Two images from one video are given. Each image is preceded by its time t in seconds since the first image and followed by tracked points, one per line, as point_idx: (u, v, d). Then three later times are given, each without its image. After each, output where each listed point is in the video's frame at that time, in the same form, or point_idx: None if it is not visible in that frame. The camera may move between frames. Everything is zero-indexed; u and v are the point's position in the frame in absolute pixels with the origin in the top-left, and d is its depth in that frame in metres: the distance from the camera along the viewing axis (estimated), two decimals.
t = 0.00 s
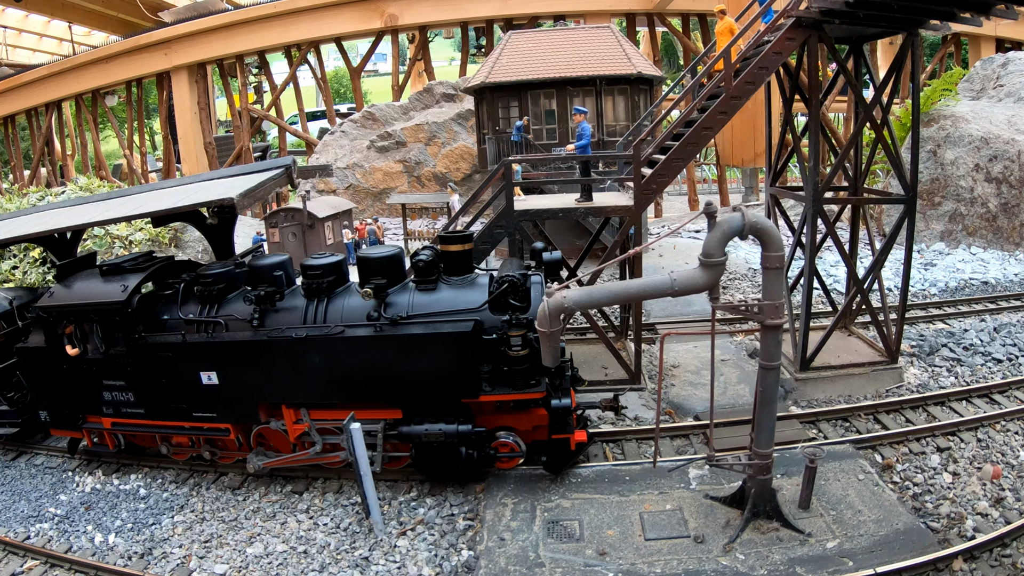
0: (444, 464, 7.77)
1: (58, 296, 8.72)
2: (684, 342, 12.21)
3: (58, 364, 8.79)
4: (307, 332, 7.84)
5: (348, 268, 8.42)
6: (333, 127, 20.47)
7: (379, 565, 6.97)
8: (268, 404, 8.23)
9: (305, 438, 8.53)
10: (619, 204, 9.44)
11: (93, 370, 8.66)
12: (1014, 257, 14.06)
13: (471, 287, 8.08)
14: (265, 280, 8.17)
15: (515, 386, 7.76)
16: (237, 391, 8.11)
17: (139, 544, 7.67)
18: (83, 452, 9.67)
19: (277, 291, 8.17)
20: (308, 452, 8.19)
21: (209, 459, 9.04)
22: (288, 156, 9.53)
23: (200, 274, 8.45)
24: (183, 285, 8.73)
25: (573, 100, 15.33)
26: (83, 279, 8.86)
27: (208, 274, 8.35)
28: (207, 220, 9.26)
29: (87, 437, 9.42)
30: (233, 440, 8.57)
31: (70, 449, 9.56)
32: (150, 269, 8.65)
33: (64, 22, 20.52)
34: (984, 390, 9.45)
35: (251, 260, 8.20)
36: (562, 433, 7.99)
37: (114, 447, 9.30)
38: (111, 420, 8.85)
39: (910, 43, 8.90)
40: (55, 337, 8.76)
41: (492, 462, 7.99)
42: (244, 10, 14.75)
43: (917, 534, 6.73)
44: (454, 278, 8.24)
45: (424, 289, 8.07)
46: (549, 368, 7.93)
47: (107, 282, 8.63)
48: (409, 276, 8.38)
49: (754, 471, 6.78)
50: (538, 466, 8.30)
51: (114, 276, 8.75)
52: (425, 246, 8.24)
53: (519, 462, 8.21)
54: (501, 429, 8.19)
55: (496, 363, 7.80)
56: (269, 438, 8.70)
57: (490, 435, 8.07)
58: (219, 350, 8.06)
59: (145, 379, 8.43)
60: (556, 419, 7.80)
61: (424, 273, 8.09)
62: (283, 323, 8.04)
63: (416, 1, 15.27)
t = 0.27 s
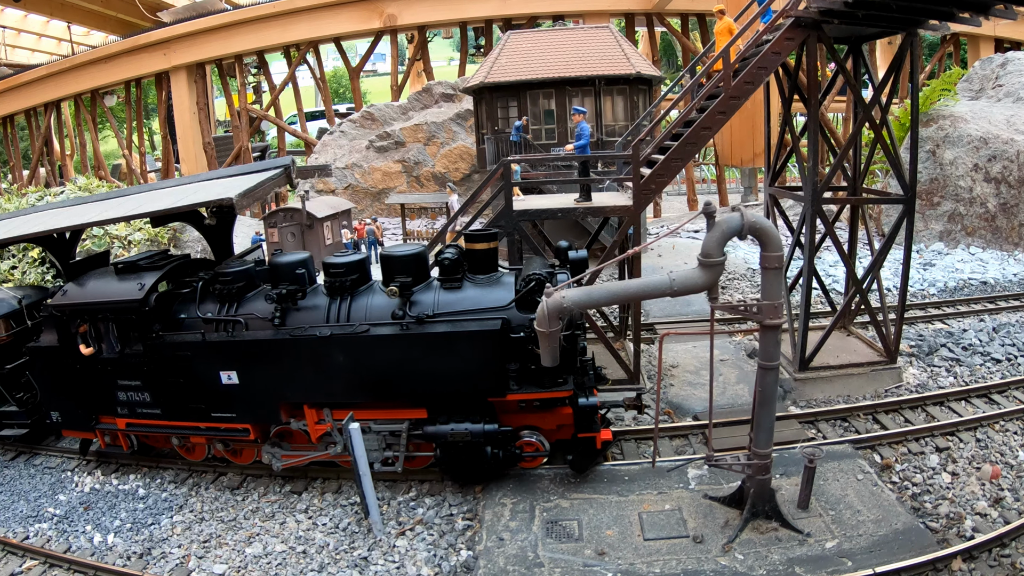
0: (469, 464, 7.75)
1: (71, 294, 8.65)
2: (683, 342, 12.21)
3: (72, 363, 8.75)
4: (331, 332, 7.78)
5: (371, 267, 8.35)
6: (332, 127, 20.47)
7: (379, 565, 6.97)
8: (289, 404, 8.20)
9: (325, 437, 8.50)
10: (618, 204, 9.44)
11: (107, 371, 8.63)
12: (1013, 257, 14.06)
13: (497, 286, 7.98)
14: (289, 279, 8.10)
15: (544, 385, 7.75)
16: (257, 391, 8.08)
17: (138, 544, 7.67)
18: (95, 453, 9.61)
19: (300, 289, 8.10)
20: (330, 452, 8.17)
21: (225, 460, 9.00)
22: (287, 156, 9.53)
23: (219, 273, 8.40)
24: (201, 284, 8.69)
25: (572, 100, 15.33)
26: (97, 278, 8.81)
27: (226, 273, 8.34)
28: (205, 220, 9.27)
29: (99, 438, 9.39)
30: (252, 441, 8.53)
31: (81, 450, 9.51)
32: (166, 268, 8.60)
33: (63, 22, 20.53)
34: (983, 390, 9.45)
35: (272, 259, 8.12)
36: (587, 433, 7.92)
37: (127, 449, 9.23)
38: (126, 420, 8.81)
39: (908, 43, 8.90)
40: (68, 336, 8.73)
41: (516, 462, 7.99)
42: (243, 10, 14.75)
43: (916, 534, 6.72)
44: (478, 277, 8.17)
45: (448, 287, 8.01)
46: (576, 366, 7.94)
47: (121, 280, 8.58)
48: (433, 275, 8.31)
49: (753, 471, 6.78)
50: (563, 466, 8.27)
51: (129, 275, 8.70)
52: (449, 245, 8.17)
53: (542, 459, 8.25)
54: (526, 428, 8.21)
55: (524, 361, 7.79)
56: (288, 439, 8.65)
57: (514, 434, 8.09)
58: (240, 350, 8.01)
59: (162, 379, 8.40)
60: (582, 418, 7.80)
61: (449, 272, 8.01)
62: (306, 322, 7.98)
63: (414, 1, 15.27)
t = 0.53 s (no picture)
0: (499, 463, 7.71)
1: (87, 292, 8.57)
2: (682, 342, 12.21)
3: (87, 363, 8.67)
4: (359, 330, 7.73)
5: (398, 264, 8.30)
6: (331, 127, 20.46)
7: (378, 565, 6.98)
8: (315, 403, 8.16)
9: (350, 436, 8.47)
10: (617, 204, 9.44)
11: (125, 370, 8.54)
12: (1012, 257, 14.06)
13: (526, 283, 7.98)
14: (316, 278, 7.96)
15: (575, 383, 7.78)
16: (283, 390, 8.04)
17: (136, 544, 7.67)
18: (109, 454, 9.53)
19: (327, 287, 8.02)
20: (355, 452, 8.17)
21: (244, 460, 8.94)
22: (286, 155, 9.54)
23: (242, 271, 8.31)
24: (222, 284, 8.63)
25: (571, 100, 15.33)
26: (113, 276, 8.72)
27: (249, 270, 8.24)
28: (204, 220, 9.28)
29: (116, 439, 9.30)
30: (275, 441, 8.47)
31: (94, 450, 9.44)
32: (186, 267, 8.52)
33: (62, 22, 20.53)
34: (982, 390, 9.45)
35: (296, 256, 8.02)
36: (617, 432, 7.81)
37: (144, 450, 9.16)
38: (144, 421, 8.72)
39: (907, 43, 8.90)
40: (84, 335, 8.64)
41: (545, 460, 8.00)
42: (242, 10, 14.75)
43: (914, 534, 6.72)
44: (508, 274, 8.14)
45: (477, 285, 7.97)
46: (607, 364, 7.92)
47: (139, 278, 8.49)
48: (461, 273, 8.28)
49: (752, 471, 6.78)
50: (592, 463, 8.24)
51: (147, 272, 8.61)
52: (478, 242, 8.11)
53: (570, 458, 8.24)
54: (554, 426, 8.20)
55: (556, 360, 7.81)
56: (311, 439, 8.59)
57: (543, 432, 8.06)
58: (266, 349, 7.96)
59: (181, 378, 8.33)
60: (613, 416, 7.74)
61: (479, 270, 7.97)
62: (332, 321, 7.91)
63: (413, 1, 15.26)
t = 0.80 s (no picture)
0: (532, 462, 7.61)
1: (105, 291, 8.43)
2: (681, 342, 12.21)
3: (104, 363, 8.54)
4: (392, 328, 7.73)
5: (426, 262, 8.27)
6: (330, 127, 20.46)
7: (377, 565, 6.98)
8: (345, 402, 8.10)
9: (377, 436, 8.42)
10: (616, 204, 9.44)
11: (145, 370, 8.43)
12: (1011, 257, 14.07)
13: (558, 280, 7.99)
14: (346, 275, 8.01)
15: (608, 380, 7.80)
16: (312, 389, 7.98)
17: (136, 544, 7.67)
18: (125, 455, 9.41)
19: (357, 286, 8.00)
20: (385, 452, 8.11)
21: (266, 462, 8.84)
22: (285, 155, 9.54)
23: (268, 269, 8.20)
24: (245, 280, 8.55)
25: (570, 100, 15.33)
26: (131, 274, 8.59)
27: (276, 268, 8.14)
28: (204, 220, 9.28)
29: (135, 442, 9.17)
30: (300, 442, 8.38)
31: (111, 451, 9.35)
32: (209, 264, 8.39)
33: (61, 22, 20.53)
34: (982, 390, 9.45)
35: (325, 255, 7.98)
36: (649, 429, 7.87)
37: (163, 452, 9.04)
38: (164, 422, 8.60)
39: (906, 43, 8.90)
40: (102, 334, 8.49)
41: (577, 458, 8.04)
42: (241, 10, 14.74)
43: (914, 534, 6.71)
44: (538, 273, 8.14)
45: (508, 284, 7.96)
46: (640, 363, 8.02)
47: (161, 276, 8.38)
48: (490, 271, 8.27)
49: (751, 471, 6.79)
50: (622, 460, 8.23)
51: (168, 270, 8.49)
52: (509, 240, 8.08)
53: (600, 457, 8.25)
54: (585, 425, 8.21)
55: (590, 357, 7.86)
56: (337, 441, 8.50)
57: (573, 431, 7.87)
58: (296, 347, 7.90)
59: (205, 378, 8.24)
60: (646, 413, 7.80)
61: (510, 268, 7.96)
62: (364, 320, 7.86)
63: (412, 2, 15.26)
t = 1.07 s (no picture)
0: (565, 462, 7.63)
1: (125, 290, 8.21)
2: (680, 342, 12.21)
3: (123, 361, 8.41)
4: (423, 326, 7.67)
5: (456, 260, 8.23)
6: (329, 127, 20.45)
7: (376, 565, 6.98)
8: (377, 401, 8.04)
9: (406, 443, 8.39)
10: (615, 203, 9.44)
11: (166, 370, 8.29)
12: (1010, 257, 14.07)
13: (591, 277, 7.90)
14: (374, 272, 7.95)
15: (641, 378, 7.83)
16: (342, 389, 7.91)
17: (135, 544, 7.67)
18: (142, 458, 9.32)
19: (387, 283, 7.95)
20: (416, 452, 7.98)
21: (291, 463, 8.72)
22: (284, 155, 9.55)
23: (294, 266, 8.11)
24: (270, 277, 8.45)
25: (569, 100, 15.34)
26: (151, 274, 8.43)
27: (302, 267, 8.06)
28: (203, 220, 9.28)
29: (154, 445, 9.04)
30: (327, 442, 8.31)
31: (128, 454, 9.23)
32: (234, 262, 8.26)
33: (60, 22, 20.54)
34: (981, 390, 9.46)
35: (352, 252, 7.93)
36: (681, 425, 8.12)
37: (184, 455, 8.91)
38: (186, 423, 8.48)
39: (906, 43, 8.89)
40: (121, 334, 8.32)
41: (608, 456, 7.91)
42: (240, 10, 14.74)
43: (913, 534, 6.71)
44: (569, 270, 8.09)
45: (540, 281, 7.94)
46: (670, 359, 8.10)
47: (183, 275, 8.23)
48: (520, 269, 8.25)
49: (751, 471, 6.79)
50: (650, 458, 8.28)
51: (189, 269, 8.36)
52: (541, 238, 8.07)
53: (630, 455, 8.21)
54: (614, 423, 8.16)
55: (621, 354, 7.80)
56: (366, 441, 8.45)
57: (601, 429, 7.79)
58: (326, 346, 7.80)
59: (229, 378, 8.12)
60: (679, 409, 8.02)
61: (542, 266, 7.94)
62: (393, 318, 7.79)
63: (411, 2, 15.26)
